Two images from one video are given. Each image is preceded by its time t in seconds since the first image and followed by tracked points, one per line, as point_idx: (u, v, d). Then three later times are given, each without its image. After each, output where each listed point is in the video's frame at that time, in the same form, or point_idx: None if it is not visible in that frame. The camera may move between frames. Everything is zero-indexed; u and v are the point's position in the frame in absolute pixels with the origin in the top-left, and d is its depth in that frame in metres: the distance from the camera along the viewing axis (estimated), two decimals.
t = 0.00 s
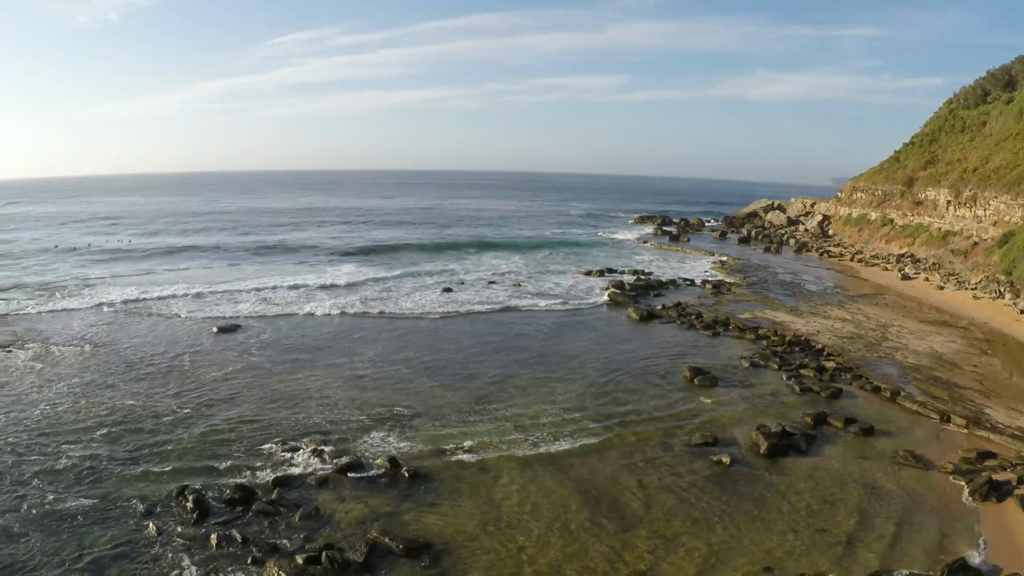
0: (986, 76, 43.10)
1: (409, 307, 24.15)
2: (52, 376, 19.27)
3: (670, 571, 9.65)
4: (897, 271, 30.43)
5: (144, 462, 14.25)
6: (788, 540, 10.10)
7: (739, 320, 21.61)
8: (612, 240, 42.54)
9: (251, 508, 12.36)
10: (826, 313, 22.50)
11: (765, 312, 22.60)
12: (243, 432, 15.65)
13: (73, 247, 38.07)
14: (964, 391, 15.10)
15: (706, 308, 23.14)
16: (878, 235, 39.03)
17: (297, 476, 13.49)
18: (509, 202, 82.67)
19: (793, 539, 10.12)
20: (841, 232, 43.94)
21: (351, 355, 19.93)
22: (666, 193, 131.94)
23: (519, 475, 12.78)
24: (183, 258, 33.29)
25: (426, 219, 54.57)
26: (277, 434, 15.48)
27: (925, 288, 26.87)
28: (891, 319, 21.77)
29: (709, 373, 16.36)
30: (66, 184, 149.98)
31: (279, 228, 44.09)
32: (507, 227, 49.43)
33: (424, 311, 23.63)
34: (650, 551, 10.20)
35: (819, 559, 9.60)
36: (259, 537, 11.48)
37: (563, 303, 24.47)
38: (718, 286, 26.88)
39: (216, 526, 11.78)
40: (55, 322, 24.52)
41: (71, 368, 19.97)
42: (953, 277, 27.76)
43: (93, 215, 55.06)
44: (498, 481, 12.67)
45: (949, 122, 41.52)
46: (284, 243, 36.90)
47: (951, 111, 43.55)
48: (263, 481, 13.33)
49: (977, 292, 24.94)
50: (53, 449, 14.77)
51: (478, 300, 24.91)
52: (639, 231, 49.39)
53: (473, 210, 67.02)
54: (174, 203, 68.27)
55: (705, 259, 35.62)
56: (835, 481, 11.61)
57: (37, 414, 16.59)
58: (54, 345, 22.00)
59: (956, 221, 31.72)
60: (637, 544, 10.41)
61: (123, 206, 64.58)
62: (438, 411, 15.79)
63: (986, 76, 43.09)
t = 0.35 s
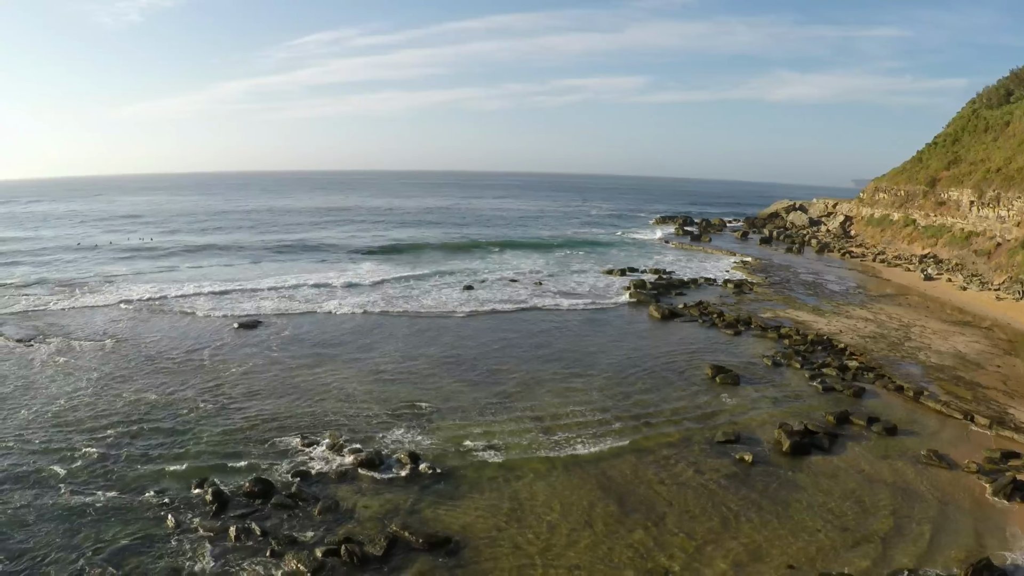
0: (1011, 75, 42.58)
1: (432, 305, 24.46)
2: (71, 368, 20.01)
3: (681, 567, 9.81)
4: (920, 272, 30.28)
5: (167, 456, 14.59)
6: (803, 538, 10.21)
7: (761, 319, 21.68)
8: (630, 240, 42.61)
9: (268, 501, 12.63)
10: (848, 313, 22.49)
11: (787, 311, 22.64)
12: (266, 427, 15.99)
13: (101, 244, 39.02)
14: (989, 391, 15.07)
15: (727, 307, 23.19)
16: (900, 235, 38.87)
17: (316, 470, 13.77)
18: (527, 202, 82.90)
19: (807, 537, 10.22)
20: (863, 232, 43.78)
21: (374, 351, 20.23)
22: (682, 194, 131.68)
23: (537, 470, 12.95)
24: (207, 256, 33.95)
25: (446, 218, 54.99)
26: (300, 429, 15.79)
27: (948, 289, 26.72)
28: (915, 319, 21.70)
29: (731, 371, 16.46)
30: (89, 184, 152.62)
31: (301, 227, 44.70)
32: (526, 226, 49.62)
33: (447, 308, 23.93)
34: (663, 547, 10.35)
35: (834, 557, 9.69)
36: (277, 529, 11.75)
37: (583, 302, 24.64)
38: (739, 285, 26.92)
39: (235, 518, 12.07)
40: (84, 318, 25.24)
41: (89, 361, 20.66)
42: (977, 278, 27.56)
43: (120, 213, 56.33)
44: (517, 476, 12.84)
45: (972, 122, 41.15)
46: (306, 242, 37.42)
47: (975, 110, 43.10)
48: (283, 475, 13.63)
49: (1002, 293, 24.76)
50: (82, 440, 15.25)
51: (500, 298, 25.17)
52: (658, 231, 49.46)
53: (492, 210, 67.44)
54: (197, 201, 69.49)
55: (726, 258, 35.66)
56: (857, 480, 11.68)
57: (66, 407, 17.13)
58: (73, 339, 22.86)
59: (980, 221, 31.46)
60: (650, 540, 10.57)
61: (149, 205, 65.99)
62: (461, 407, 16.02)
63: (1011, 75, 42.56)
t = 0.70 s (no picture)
0: None
1: (450, 303, 24.64)
2: (87, 364, 20.31)
3: (691, 564, 9.89)
4: (937, 272, 30.19)
5: (184, 450, 14.80)
6: (815, 535, 10.27)
7: (778, 318, 21.71)
8: (644, 240, 42.67)
9: (281, 495, 12.82)
10: (866, 312, 22.49)
11: (804, 310, 22.66)
12: (283, 422, 16.18)
13: (119, 242, 39.56)
14: (1009, 390, 15.05)
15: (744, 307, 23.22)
16: (917, 235, 38.77)
17: (329, 465, 13.94)
18: (539, 202, 83.02)
19: (818, 534, 10.28)
20: (879, 233, 43.68)
21: (392, 348, 20.41)
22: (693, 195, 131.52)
23: (553, 467, 13.05)
24: (224, 254, 34.31)
25: (459, 218, 55.23)
26: (318, 424, 16.00)
27: (965, 289, 26.61)
28: (933, 318, 21.67)
29: (748, 370, 16.52)
30: (103, 186, 153.98)
31: (316, 226, 45.03)
32: (540, 226, 49.75)
33: (464, 307, 24.11)
34: (675, 544, 10.42)
35: (845, 554, 9.74)
36: (292, 524, 11.91)
37: (599, 301, 24.75)
38: (756, 285, 26.94)
39: (249, 512, 12.25)
40: (104, 315, 25.61)
41: (105, 357, 20.95)
42: (996, 278, 27.44)
43: (137, 212, 57.00)
44: (531, 473, 12.94)
45: (990, 122, 40.92)
46: (321, 241, 37.71)
47: (993, 109, 42.80)
48: (297, 471, 13.81)
49: (1021, 293, 24.65)
50: (100, 435, 15.51)
51: (517, 297, 25.32)
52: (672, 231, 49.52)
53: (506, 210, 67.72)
54: (211, 201, 70.17)
55: (742, 258, 35.68)
56: (875, 478, 11.72)
57: (84, 401, 17.42)
58: (88, 335, 23.22)
59: (997, 222, 31.33)
60: (661, 537, 10.65)
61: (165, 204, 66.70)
62: (479, 403, 16.15)
63: None
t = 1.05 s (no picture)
0: None
1: (470, 300, 24.84)
2: (106, 359, 20.66)
3: (704, 560, 9.98)
4: (956, 273, 30.05)
5: (204, 444, 15.04)
6: (831, 533, 10.32)
7: (797, 317, 21.74)
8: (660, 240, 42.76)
9: (296, 488, 13.08)
10: (886, 312, 22.47)
11: (824, 310, 22.68)
12: (303, 417, 16.40)
13: (138, 240, 40.11)
14: None
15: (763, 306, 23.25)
16: (936, 236, 38.60)
17: (345, 458, 14.21)
18: (552, 203, 83.08)
19: (833, 532, 10.34)
20: (898, 234, 43.52)
21: (413, 344, 20.63)
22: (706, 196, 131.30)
23: (572, 463, 13.15)
24: (242, 253, 34.71)
25: (474, 218, 55.44)
26: (337, 418, 16.20)
27: (986, 290, 26.43)
28: (953, 318, 21.60)
29: (768, 368, 16.59)
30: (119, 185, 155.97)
31: (333, 225, 45.38)
32: (555, 226, 49.84)
33: (484, 304, 24.30)
34: (693, 541, 10.49)
35: (860, 553, 9.79)
36: (308, 517, 12.10)
37: (617, 299, 24.85)
38: (775, 284, 26.97)
39: (266, 505, 12.46)
40: (124, 311, 26.01)
41: (124, 352, 21.30)
42: (1017, 279, 27.27)
43: (157, 211, 57.76)
44: (549, 469, 13.05)
45: (1010, 122, 40.63)
46: (339, 240, 38.01)
47: (1013, 109, 42.46)
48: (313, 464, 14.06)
49: None
50: (120, 428, 15.80)
51: (536, 295, 25.49)
52: (688, 231, 49.57)
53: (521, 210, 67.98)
54: (227, 200, 70.95)
55: (759, 258, 35.69)
56: (896, 477, 11.75)
57: (104, 396, 17.73)
58: (106, 330, 23.59)
59: (1017, 222, 31.14)
60: (675, 534, 10.74)
61: (182, 203, 67.43)
62: (500, 399, 16.29)
63: None
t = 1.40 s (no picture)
0: None
1: (492, 298, 25.17)
2: (132, 355, 21.19)
3: (720, 557, 10.14)
4: (980, 272, 29.85)
5: (231, 437, 15.41)
6: (848, 532, 10.41)
7: (820, 316, 21.82)
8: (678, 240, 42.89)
9: (317, 481, 13.43)
10: (909, 311, 22.45)
11: (846, 309, 22.72)
12: (328, 411, 16.74)
13: (164, 238, 40.89)
14: None
15: (785, 305, 23.30)
16: (959, 236, 38.33)
17: (368, 452, 14.53)
18: (569, 202, 83.17)
19: (850, 531, 10.43)
20: (920, 234, 43.23)
21: (438, 340, 20.97)
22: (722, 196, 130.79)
23: (593, 460, 13.34)
24: (266, 251, 35.26)
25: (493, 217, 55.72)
26: (362, 413, 16.51)
27: (1011, 290, 26.26)
28: (978, 318, 21.53)
29: (791, 366, 16.72)
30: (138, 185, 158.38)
31: (353, 224, 45.87)
32: (574, 226, 50.04)
33: (507, 302, 24.62)
34: (716, 537, 10.63)
35: (878, 551, 9.89)
36: (328, 511, 12.38)
37: (638, 297, 25.07)
38: (797, 283, 27.03)
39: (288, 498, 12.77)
40: (152, 308, 26.62)
41: (150, 348, 21.83)
42: None
43: (180, 210, 58.72)
44: (569, 465, 13.24)
45: None
46: (360, 239, 38.47)
47: None
48: (336, 457, 14.41)
49: None
50: (147, 421, 16.24)
51: (558, 293, 25.76)
52: (707, 232, 49.59)
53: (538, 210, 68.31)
54: (247, 200, 71.86)
55: (780, 257, 35.70)
56: (921, 475, 11.85)
57: (131, 390, 18.21)
58: (134, 327, 24.15)
59: None
60: (692, 531, 10.90)
61: (204, 202, 68.47)
62: (526, 395, 16.57)
63: None
